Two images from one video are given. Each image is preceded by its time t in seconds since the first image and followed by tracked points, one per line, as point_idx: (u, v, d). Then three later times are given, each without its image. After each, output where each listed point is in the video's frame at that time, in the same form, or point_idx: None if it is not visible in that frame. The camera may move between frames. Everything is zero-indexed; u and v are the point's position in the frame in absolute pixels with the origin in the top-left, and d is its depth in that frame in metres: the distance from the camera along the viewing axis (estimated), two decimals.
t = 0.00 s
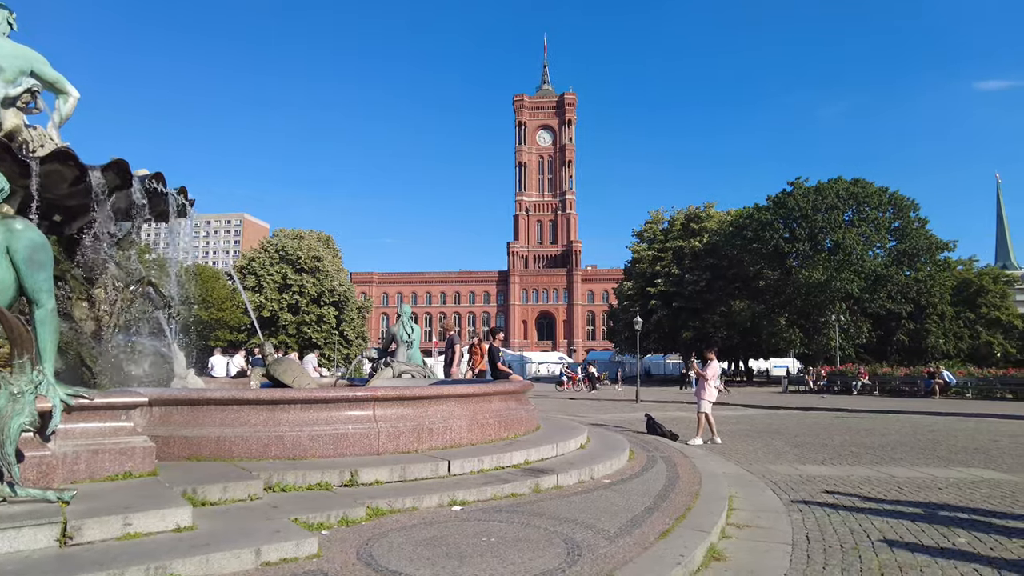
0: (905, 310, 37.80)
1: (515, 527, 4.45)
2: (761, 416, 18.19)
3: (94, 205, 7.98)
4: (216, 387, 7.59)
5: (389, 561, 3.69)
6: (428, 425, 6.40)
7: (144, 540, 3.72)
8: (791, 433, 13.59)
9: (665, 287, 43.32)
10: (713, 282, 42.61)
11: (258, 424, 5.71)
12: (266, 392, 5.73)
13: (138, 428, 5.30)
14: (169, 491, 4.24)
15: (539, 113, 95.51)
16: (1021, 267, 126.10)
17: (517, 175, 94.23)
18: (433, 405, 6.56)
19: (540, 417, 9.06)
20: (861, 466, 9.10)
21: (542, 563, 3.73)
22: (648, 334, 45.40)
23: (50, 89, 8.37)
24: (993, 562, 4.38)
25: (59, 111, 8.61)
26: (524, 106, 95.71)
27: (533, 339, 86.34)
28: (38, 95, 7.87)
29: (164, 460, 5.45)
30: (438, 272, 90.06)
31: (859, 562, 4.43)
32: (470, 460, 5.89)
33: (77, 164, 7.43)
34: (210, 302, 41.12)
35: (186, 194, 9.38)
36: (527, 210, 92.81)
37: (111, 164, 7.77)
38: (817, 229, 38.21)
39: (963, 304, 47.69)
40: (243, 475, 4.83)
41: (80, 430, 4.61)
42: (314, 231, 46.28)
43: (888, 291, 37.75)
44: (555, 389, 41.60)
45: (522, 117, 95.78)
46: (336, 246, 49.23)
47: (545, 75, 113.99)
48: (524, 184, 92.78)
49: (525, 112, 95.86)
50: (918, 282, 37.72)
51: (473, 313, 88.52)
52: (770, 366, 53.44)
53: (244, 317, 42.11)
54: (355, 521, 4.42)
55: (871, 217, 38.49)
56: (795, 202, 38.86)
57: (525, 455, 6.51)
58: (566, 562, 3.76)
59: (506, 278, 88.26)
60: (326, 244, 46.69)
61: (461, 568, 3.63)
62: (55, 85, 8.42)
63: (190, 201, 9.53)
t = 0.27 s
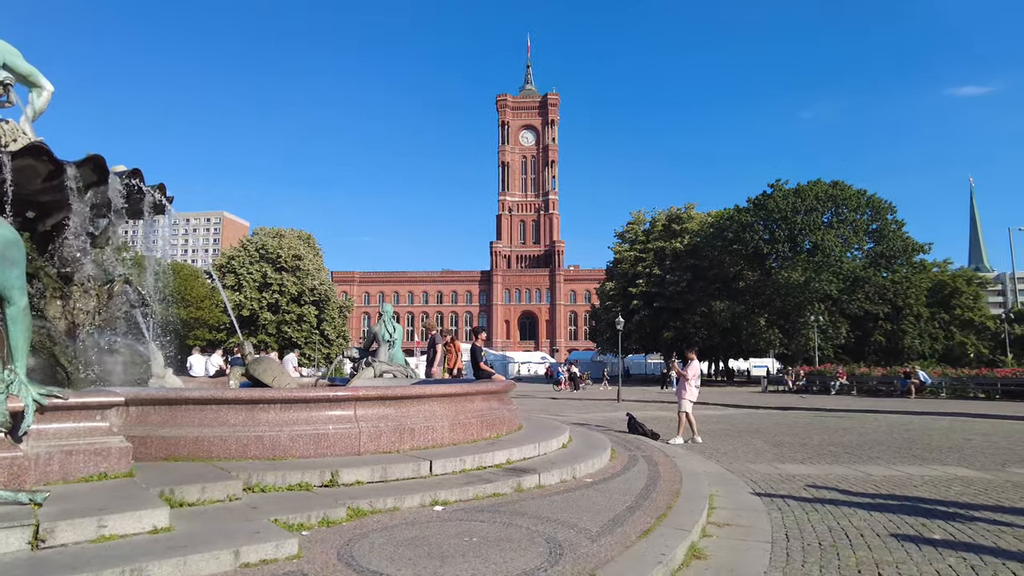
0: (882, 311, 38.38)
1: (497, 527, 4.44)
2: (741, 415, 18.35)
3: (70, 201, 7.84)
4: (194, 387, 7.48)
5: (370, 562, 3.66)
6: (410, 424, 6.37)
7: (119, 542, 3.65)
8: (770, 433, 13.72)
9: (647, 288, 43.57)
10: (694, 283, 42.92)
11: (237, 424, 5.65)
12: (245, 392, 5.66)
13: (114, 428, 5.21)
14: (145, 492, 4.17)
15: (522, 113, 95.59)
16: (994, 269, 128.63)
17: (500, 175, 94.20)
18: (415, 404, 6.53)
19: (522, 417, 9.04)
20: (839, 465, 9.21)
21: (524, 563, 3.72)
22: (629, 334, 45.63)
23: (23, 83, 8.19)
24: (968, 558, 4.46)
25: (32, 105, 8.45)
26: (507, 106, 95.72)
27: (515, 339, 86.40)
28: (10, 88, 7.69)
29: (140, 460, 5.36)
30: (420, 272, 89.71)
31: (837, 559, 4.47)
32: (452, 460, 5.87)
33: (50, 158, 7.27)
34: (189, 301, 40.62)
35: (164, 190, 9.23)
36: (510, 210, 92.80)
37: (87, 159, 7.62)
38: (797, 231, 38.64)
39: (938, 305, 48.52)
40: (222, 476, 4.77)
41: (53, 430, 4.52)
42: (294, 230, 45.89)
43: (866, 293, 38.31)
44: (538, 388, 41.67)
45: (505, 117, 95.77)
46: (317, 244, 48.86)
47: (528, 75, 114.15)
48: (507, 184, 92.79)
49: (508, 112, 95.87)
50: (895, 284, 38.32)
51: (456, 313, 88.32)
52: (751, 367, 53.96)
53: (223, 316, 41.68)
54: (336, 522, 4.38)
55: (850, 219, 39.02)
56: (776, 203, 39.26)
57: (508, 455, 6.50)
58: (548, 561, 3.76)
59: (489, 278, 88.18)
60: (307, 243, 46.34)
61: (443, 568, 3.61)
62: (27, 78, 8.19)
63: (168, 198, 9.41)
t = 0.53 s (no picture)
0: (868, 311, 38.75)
1: (489, 527, 4.43)
2: (729, 415, 18.43)
3: (55, 199, 7.73)
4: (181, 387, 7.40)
5: (362, 563, 3.64)
6: (401, 425, 6.34)
7: (106, 544, 3.61)
8: (759, 432, 13.78)
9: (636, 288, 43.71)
10: (682, 283, 43.10)
11: (226, 425, 5.59)
12: (234, 392, 5.61)
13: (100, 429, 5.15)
14: (133, 493, 4.12)
15: (511, 113, 95.57)
16: (978, 271, 130.32)
17: (489, 174, 94.12)
18: (406, 404, 6.50)
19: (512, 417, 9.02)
20: (828, 464, 9.26)
21: (517, 564, 3.71)
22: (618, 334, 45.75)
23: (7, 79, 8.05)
24: (957, 556, 4.50)
25: (16, 101, 8.31)
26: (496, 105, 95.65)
27: (504, 339, 86.38)
28: None
29: (127, 461, 5.30)
30: (409, 271, 89.42)
31: (828, 557, 4.50)
32: (444, 460, 5.85)
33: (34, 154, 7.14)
34: (175, 300, 40.28)
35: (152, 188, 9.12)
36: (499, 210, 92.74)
37: (72, 156, 7.50)
38: (784, 232, 38.90)
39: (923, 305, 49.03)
40: (211, 477, 4.72)
41: (38, 431, 4.45)
42: (282, 229, 45.60)
43: (852, 293, 38.64)
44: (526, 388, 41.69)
45: (494, 116, 95.68)
46: (304, 243, 48.57)
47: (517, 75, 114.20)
48: (496, 183, 92.73)
49: (497, 111, 95.79)
50: (881, 284, 38.66)
51: (444, 313, 88.14)
52: (738, 366, 54.27)
53: (210, 315, 41.36)
54: (327, 523, 4.35)
55: (836, 220, 39.33)
56: (763, 204, 39.52)
57: (498, 455, 6.48)
58: (540, 561, 3.75)
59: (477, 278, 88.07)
60: (295, 242, 46.07)
61: (436, 568, 3.60)
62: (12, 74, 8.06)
63: (155, 196, 9.31)
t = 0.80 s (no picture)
0: (865, 311, 38.79)
1: (491, 527, 4.40)
2: (727, 415, 18.43)
3: (52, 197, 7.69)
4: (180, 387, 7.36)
5: (365, 563, 3.62)
6: (402, 424, 6.32)
7: (107, 545, 3.58)
8: (758, 432, 13.77)
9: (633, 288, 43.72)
10: (679, 283, 43.13)
11: (226, 424, 5.56)
12: (234, 391, 5.59)
13: (99, 428, 5.13)
14: (134, 493, 4.10)
15: (508, 113, 95.50)
16: (974, 271, 130.73)
17: (486, 174, 94.05)
18: (407, 404, 6.48)
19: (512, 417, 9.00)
20: (827, 464, 9.26)
21: (520, 564, 3.69)
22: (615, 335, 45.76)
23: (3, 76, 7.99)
24: (960, 557, 4.49)
25: (13, 98, 8.26)
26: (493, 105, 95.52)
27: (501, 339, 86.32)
28: None
29: (127, 461, 5.27)
30: (406, 271, 89.30)
31: (830, 558, 4.48)
32: (444, 459, 5.83)
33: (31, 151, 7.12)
34: (172, 299, 40.13)
35: (150, 187, 9.11)
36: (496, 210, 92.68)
37: (70, 154, 7.48)
38: (781, 232, 38.93)
39: (919, 306, 49.13)
40: (211, 476, 4.69)
41: (38, 430, 4.43)
42: (278, 228, 45.51)
43: (849, 293, 38.69)
44: (524, 388, 41.67)
45: (491, 116, 95.63)
46: (301, 243, 48.48)
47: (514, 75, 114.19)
48: (493, 183, 92.67)
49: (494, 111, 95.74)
50: (877, 285, 38.70)
51: (441, 313, 88.06)
52: (735, 366, 54.32)
53: (207, 314, 41.24)
54: (328, 523, 4.33)
55: (833, 220, 39.36)
56: (760, 205, 39.55)
57: (499, 455, 6.46)
58: (544, 562, 3.74)
59: (474, 278, 88.00)
60: (292, 241, 45.98)
61: (439, 569, 3.58)
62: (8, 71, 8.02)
63: (153, 194, 9.27)
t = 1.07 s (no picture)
0: (871, 311, 38.64)
1: (500, 527, 4.39)
2: (733, 415, 18.37)
3: (60, 197, 7.71)
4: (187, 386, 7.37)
5: (375, 563, 3.61)
6: (409, 424, 6.32)
7: (118, 544, 3.58)
8: (765, 433, 13.73)
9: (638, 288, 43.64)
10: (684, 283, 43.04)
11: (235, 424, 5.57)
12: (243, 390, 5.60)
13: (109, 427, 5.15)
14: (143, 492, 4.11)
15: (512, 112, 95.54)
16: (980, 271, 130.19)
17: (491, 174, 94.06)
18: (414, 403, 6.48)
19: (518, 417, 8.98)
20: (835, 464, 9.22)
21: (530, 563, 3.68)
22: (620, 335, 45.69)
23: (11, 76, 8.03)
24: (973, 558, 4.46)
25: (20, 99, 8.28)
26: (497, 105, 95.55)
27: (506, 339, 86.29)
28: None
29: (136, 460, 5.29)
30: (411, 271, 89.37)
31: (841, 559, 4.45)
32: (452, 459, 5.83)
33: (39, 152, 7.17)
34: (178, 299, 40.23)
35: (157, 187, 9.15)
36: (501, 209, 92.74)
37: (78, 155, 7.52)
38: (786, 232, 38.83)
39: (926, 305, 48.91)
40: (220, 476, 4.70)
41: (49, 430, 4.44)
42: (284, 228, 45.61)
43: (855, 293, 38.54)
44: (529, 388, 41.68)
45: (495, 116, 95.68)
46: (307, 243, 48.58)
47: (518, 75, 114.20)
48: (497, 183, 92.73)
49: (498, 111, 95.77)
50: (883, 284, 38.56)
51: (446, 312, 88.12)
52: (740, 366, 54.21)
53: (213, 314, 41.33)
54: (337, 522, 4.33)
55: (839, 220, 39.22)
56: (765, 204, 39.45)
57: (507, 455, 6.45)
58: (554, 561, 3.73)
59: (479, 277, 88.03)
60: (297, 241, 46.07)
61: (449, 568, 3.57)
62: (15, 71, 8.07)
63: (160, 195, 9.29)
